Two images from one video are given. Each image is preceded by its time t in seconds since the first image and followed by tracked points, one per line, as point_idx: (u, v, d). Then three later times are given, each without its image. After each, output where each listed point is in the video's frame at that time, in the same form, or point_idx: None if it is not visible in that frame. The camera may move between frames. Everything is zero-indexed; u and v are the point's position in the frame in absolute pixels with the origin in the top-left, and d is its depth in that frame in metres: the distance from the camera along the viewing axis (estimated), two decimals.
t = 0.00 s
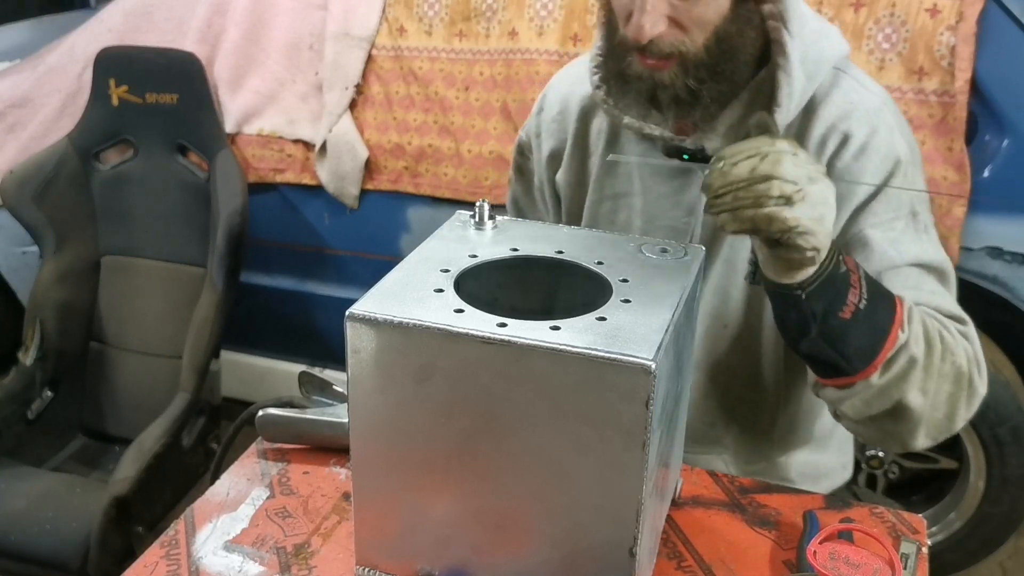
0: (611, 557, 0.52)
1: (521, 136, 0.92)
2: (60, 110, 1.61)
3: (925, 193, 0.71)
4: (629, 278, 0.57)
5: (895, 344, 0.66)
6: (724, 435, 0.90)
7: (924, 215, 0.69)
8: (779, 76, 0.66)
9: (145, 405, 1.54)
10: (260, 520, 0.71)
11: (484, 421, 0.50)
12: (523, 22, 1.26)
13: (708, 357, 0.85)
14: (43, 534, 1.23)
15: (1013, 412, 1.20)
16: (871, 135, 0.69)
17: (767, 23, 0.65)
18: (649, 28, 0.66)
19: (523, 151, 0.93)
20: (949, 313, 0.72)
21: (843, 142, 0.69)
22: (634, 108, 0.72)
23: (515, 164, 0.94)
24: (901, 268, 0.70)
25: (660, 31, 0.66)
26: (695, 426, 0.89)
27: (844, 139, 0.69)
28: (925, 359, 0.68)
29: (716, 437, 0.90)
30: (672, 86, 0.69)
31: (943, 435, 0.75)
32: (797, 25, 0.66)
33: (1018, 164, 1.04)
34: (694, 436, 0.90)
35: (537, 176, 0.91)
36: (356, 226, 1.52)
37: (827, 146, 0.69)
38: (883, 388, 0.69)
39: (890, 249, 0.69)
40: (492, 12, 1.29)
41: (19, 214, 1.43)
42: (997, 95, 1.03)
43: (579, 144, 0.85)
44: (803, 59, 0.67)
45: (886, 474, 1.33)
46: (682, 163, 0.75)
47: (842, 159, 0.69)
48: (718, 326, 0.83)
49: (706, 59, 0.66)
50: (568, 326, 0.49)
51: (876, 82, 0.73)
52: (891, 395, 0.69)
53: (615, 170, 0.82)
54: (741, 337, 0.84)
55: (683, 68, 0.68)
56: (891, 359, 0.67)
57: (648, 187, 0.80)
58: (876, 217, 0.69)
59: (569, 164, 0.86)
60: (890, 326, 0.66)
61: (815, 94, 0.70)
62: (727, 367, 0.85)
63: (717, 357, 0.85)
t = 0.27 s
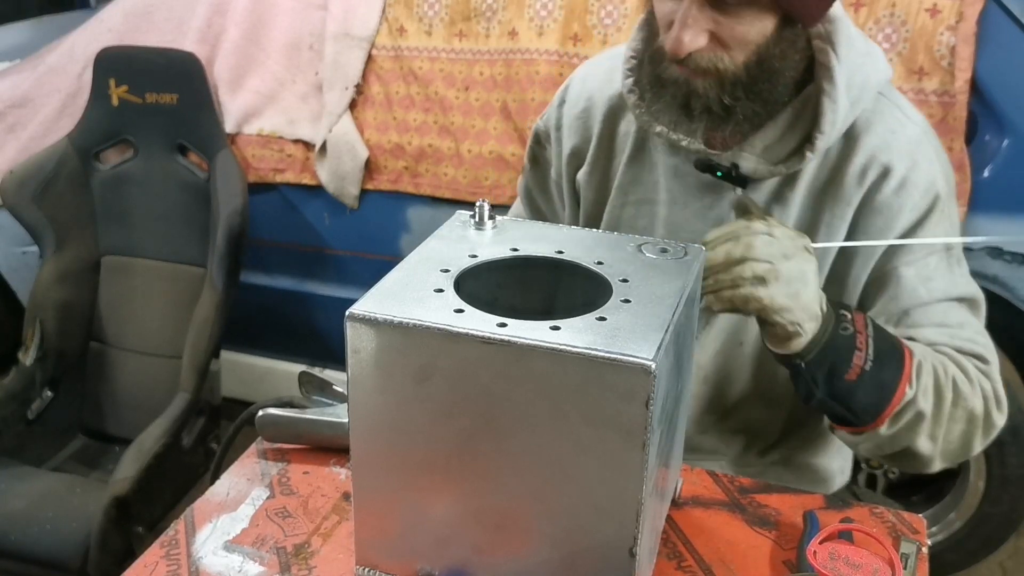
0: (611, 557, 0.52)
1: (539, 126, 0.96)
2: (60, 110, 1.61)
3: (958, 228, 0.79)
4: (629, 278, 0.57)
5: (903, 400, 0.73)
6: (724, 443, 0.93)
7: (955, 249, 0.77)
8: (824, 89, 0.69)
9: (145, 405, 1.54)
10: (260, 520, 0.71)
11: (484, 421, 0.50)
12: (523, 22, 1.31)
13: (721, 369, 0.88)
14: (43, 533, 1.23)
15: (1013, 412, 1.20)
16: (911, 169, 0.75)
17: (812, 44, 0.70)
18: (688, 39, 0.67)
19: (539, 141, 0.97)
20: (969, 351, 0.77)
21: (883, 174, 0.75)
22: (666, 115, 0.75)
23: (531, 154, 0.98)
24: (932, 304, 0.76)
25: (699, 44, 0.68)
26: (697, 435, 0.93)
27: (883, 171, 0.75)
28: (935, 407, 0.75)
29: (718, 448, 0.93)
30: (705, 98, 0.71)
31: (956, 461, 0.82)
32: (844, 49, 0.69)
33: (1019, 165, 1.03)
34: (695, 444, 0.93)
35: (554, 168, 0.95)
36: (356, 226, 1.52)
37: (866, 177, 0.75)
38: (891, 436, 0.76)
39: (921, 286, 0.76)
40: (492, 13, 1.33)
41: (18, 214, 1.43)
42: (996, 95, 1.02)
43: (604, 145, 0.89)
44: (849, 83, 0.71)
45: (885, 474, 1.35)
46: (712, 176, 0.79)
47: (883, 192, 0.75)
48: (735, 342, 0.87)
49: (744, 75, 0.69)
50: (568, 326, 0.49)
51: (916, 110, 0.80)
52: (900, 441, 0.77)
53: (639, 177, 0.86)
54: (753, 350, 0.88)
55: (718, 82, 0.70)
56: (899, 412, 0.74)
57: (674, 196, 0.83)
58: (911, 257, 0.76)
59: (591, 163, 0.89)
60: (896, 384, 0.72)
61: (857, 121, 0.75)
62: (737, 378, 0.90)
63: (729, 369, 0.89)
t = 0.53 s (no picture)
0: (611, 557, 0.52)
1: (537, 126, 0.92)
2: (59, 110, 1.60)
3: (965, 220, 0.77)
4: (629, 278, 0.57)
5: (938, 391, 0.66)
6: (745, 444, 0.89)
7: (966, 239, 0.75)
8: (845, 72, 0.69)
9: (145, 404, 1.54)
10: (260, 520, 0.71)
11: (484, 421, 0.50)
12: (523, 22, 1.31)
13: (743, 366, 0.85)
14: (43, 533, 1.23)
15: (1014, 412, 1.20)
16: (928, 159, 0.73)
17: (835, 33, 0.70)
18: (749, 20, 0.66)
19: (537, 141, 0.93)
20: (981, 344, 0.72)
21: (901, 165, 0.73)
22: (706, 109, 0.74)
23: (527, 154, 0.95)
24: (944, 293, 0.72)
25: (757, 25, 0.66)
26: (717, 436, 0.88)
27: (902, 162, 0.73)
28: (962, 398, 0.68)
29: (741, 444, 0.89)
30: (760, 85, 0.70)
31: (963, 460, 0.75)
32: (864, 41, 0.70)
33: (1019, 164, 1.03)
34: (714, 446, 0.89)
35: (554, 169, 0.92)
36: (356, 226, 1.52)
37: (885, 168, 0.73)
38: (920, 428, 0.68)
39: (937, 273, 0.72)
40: (492, 13, 1.33)
41: (18, 214, 1.43)
42: (996, 96, 1.02)
43: (612, 145, 0.86)
44: (868, 75, 0.70)
45: (885, 474, 1.36)
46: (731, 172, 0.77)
47: (900, 182, 0.73)
48: (760, 339, 0.83)
49: (797, 56, 0.69)
50: (568, 326, 0.49)
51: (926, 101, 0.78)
52: (930, 431, 0.68)
53: (652, 176, 0.83)
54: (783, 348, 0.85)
55: (771, 65, 0.69)
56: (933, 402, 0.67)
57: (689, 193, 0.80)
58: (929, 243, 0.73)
59: (599, 164, 0.86)
60: (935, 372, 0.65)
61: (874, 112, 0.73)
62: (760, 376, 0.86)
63: (752, 366, 0.85)
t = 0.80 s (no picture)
0: (611, 557, 0.52)
1: (525, 137, 0.90)
2: (59, 110, 1.61)
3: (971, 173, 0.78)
4: (629, 277, 0.57)
5: (1003, 344, 0.68)
6: (775, 431, 0.87)
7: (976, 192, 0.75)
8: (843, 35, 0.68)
9: (145, 404, 1.54)
10: (260, 519, 0.71)
11: (484, 421, 0.50)
12: (523, 22, 1.31)
13: (769, 350, 0.83)
14: (42, 533, 1.23)
15: (1014, 412, 1.20)
16: (933, 117, 0.73)
17: None
18: None
19: (524, 154, 0.92)
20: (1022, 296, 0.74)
21: (909, 125, 0.73)
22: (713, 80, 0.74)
23: (515, 168, 0.93)
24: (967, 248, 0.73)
25: None
26: (746, 422, 0.87)
27: (910, 121, 0.73)
28: None
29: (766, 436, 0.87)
30: (760, 48, 0.71)
31: None
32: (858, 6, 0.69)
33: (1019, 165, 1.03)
34: (743, 432, 0.87)
35: (548, 179, 0.90)
36: (356, 226, 1.52)
37: (896, 128, 0.73)
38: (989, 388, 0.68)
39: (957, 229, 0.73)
40: (492, 13, 1.33)
41: (19, 214, 1.43)
42: (997, 97, 1.02)
43: (613, 144, 0.84)
44: (864, 46, 0.69)
45: (885, 474, 1.38)
46: (745, 153, 0.75)
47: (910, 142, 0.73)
48: (783, 320, 0.82)
49: (795, 18, 0.70)
50: (568, 326, 0.49)
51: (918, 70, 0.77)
52: (998, 390, 0.68)
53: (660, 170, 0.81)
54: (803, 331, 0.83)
55: (769, 28, 0.70)
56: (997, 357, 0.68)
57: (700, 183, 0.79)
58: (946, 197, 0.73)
59: (601, 165, 0.84)
60: (997, 328, 0.68)
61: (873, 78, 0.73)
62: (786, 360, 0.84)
63: (779, 349, 0.83)
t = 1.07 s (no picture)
0: (611, 557, 0.52)
1: (516, 140, 0.88)
2: (59, 110, 1.61)
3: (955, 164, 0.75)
4: (629, 277, 0.57)
5: (969, 332, 0.65)
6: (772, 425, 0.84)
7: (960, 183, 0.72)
8: (824, 29, 0.63)
9: (145, 404, 1.54)
10: (260, 520, 0.71)
11: (484, 421, 0.50)
12: (523, 22, 1.30)
13: (763, 342, 0.81)
14: (42, 534, 1.23)
15: (1014, 412, 1.20)
16: (916, 108, 0.70)
17: None
18: None
19: (515, 157, 0.90)
20: (998, 283, 0.71)
21: (894, 116, 0.70)
22: (664, 81, 0.70)
23: (507, 171, 0.91)
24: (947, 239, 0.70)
25: None
26: (743, 417, 0.83)
27: (893, 113, 0.70)
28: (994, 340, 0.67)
29: (763, 431, 0.84)
30: (700, 53, 0.65)
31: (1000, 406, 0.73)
32: None
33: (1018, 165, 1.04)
34: (740, 427, 0.84)
35: (541, 181, 0.88)
36: (356, 226, 1.52)
37: (879, 120, 0.70)
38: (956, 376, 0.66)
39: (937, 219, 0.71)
40: (492, 13, 1.33)
41: (19, 214, 1.43)
42: (997, 96, 1.02)
43: (601, 143, 0.81)
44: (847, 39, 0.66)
45: (885, 474, 1.37)
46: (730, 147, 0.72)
47: (894, 133, 0.70)
48: (775, 311, 0.80)
49: (733, 23, 0.63)
50: (568, 326, 0.49)
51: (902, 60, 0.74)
52: (967, 378, 0.67)
53: (649, 168, 0.78)
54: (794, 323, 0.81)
55: (707, 33, 0.64)
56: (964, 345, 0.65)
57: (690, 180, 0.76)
58: (927, 186, 0.71)
59: (591, 165, 0.81)
60: (962, 314, 0.64)
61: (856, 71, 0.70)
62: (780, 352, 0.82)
63: (773, 341, 0.81)
